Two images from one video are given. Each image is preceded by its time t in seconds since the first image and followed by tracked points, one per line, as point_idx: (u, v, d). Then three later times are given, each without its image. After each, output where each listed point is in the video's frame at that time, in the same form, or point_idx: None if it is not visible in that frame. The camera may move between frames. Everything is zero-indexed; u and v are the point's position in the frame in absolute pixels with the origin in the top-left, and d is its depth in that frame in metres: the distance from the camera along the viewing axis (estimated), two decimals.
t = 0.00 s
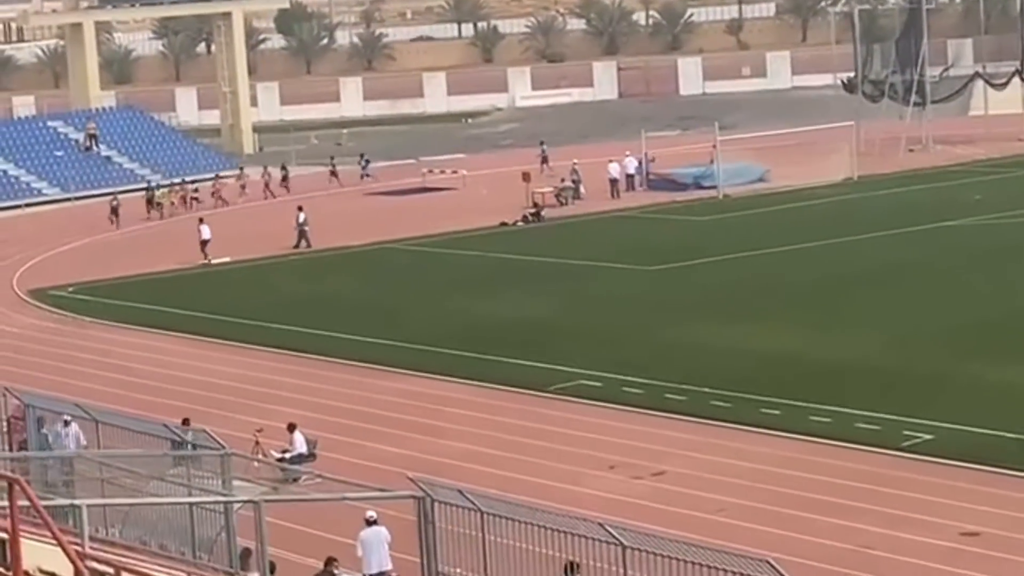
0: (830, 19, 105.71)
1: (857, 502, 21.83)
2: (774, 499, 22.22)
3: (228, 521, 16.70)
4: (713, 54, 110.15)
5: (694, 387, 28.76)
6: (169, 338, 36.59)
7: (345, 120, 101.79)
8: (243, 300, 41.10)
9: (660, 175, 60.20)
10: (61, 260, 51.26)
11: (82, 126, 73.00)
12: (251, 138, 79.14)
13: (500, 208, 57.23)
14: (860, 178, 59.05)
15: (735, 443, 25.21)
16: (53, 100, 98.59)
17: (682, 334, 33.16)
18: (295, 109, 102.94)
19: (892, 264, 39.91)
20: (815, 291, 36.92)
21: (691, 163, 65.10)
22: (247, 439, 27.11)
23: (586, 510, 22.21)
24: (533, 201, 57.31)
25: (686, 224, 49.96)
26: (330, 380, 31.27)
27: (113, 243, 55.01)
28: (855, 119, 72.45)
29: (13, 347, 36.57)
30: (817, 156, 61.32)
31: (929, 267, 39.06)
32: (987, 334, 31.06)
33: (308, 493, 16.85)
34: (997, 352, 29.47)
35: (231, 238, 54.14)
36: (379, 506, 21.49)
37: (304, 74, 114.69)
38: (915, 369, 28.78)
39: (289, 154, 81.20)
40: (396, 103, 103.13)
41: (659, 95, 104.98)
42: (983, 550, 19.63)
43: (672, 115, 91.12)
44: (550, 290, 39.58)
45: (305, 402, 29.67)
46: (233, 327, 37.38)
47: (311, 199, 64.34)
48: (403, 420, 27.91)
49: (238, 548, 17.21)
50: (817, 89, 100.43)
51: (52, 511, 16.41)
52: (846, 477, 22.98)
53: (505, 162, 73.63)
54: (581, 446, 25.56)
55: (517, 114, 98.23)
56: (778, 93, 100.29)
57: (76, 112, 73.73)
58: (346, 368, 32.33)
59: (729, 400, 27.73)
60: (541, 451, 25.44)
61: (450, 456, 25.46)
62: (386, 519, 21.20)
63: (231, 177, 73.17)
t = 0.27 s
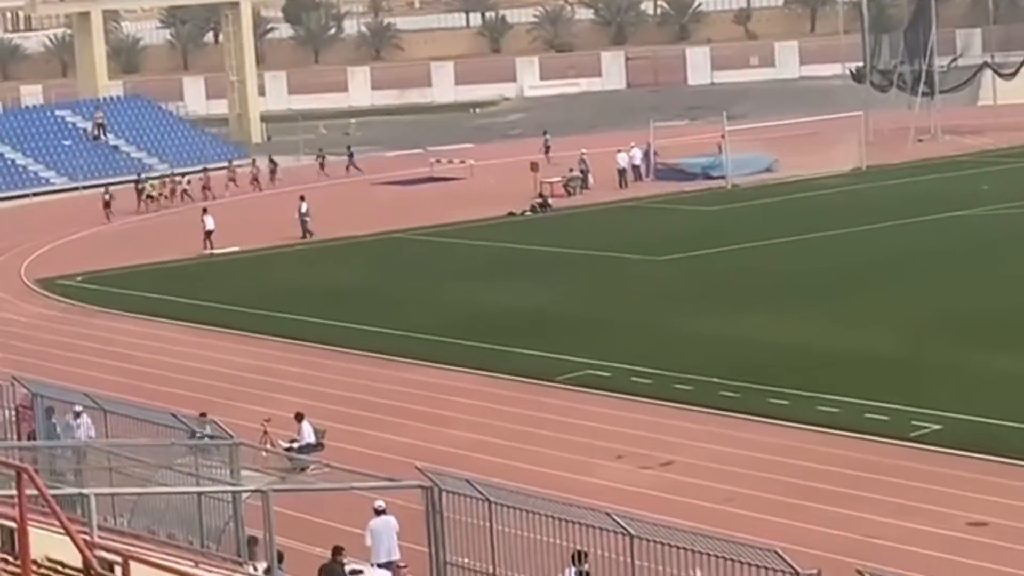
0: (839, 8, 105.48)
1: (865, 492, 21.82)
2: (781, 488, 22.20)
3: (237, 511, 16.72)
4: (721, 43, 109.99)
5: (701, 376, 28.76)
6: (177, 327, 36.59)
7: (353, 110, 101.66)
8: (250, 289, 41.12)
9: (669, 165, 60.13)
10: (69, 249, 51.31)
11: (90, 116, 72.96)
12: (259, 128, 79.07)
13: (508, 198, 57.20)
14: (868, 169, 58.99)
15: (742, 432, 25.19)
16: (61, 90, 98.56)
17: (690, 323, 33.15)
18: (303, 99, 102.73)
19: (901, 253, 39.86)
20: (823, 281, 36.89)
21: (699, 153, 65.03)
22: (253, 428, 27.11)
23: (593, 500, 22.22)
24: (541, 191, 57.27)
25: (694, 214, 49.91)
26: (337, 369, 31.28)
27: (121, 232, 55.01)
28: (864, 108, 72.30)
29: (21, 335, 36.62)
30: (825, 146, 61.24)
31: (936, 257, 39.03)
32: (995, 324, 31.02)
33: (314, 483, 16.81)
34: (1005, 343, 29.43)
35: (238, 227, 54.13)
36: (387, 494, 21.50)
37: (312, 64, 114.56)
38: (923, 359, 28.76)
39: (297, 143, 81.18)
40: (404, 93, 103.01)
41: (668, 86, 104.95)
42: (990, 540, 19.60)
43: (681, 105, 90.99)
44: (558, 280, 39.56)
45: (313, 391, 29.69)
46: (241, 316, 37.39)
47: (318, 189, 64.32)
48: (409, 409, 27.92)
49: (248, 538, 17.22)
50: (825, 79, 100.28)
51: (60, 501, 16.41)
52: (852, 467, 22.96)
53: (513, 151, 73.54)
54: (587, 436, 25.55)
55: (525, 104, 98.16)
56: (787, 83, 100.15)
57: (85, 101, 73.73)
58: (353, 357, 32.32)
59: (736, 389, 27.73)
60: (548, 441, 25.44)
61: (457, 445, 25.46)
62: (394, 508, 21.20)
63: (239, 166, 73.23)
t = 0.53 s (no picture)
0: None
1: (873, 481, 21.84)
2: (789, 478, 22.22)
3: (245, 500, 16.72)
4: (729, 33, 109.96)
5: (710, 366, 28.78)
6: (186, 316, 36.64)
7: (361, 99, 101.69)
8: (258, 278, 41.15)
9: (677, 155, 60.13)
10: (78, 238, 51.37)
11: (99, 105, 72.99)
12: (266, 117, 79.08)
13: (516, 187, 57.23)
14: (876, 159, 58.99)
15: (750, 422, 25.21)
16: (70, 78, 98.76)
17: (698, 313, 33.15)
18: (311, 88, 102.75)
19: (910, 243, 39.86)
20: (832, 272, 36.86)
21: (706, 143, 65.08)
22: (262, 417, 27.15)
23: (601, 489, 22.25)
24: (549, 180, 57.31)
25: (702, 203, 49.91)
26: (345, 359, 31.33)
27: (129, 221, 55.06)
28: (873, 97, 72.24)
29: (30, 325, 36.67)
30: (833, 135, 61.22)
31: (944, 247, 39.01)
32: (1003, 314, 31.01)
33: (321, 471, 16.83)
34: (1014, 333, 29.43)
35: (246, 217, 54.17)
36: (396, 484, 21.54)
37: (320, 53, 114.69)
38: (931, 349, 28.76)
39: (305, 133, 81.23)
40: (411, 82, 103.03)
41: (676, 75, 104.97)
42: (998, 530, 19.63)
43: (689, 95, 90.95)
44: (567, 269, 39.57)
45: (321, 380, 29.73)
46: (249, 305, 37.42)
47: (326, 179, 64.37)
48: (418, 398, 27.96)
49: (255, 526, 17.23)
50: (833, 68, 100.20)
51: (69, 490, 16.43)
52: (860, 457, 22.98)
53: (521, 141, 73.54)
54: (595, 426, 25.58)
55: (533, 93, 98.16)
56: (796, 73, 100.09)
57: (93, 91, 73.78)
58: (362, 346, 32.37)
59: (745, 379, 27.75)
60: (556, 430, 25.47)
61: (465, 435, 25.49)
62: (403, 497, 21.24)
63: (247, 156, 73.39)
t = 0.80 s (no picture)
0: None
1: (882, 473, 21.81)
2: (798, 469, 22.20)
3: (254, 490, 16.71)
4: (738, 23, 109.87)
5: (718, 357, 28.75)
6: (194, 307, 36.65)
7: (369, 89, 101.64)
8: (266, 268, 41.13)
9: (686, 146, 60.07)
10: (88, 228, 51.38)
11: (107, 95, 73.02)
12: (274, 107, 79.06)
13: (524, 178, 57.20)
14: (884, 149, 58.91)
15: (758, 413, 25.19)
16: (79, 68, 98.79)
17: (707, 304, 33.11)
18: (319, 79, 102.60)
19: (919, 235, 39.83)
20: (840, 263, 36.79)
21: (715, 133, 64.98)
22: (270, 408, 27.15)
23: (610, 480, 22.23)
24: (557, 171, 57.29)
25: (711, 194, 49.86)
26: (354, 349, 31.31)
27: (137, 212, 55.06)
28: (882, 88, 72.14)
29: (38, 315, 36.68)
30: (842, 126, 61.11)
31: (953, 238, 38.94)
32: (1011, 306, 30.96)
33: (330, 462, 16.82)
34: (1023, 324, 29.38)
35: (254, 207, 54.16)
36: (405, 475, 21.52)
37: (329, 43, 114.63)
38: (940, 340, 28.73)
39: (313, 123, 81.23)
40: (420, 73, 103.00)
41: (684, 66, 104.92)
42: (1008, 522, 19.60)
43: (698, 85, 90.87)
44: (575, 260, 39.52)
45: (329, 371, 29.72)
46: (257, 296, 37.41)
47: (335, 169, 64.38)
48: (426, 389, 27.95)
49: (263, 517, 17.21)
50: (842, 59, 100.08)
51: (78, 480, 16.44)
52: (869, 448, 22.96)
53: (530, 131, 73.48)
54: (604, 417, 25.56)
55: (541, 84, 98.10)
56: (805, 64, 99.98)
57: (102, 81, 73.83)
58: (370, 337, 32.36)
59: (754, 370, 27.72)
60: (565, 421, 25.45)
61: (473, 426, 25.48)
62: (411, 488, 21.24)
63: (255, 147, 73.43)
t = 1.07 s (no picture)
0: None
1: (890, 466, 21.83)
2: (806, 463, 22.22)
3: (262, 483, 16.75)
4: (747, 16, 109.75)
5: (726, 350, 28.77)
6: (202, 299, 36.70)
7: (377, 82, 101.52)
8: (275, 261, 41.17)
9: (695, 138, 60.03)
10: (97, 221, 51.40)
11: (116, 88, 73.09)
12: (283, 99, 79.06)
13: (532, 171, 57.21)
14: (892, 141, 58.88)
15: (766, 406, 25.21)
16: (87, 61, 98.74)
17: (715, 298, 33.11)
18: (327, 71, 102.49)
19: (924, 228, 39.89)
20: (848, 256, 36.77)
21: (723, 126, 64.92)
22: (278, 401, 27.19)
23: (618, 473, 22.25)
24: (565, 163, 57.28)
25: (719, 187, 49.89)
26: (363, 342, 31.35)
27: (145, 204, 55.10)
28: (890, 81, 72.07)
29: (47, 307, 36.71)
30: (850, 122, 61.05)
31: (962, 232, 38.91)
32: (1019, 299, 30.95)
33: (338, 454, 16.85)
34: None
35: (262, 199, 54.19)
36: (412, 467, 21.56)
37: (337, 36, 114.61)
38: (948, 332, 28.78)
39: (322, 115, 81.24)
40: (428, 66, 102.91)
41: (693, 59, 104.80)
42: (1015, 515, 19.62)
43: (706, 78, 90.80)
44: (584, 253, 39.52)
45: (337, 363, 29.77)
46: (266, 289, 37.43)
47: (343, 161, 64.41)
48: (434, 382, 27.98)
49: (272, 509, 17.26)
50: (851, 52, 99.93)
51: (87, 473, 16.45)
52: (876, 441, 22.97)
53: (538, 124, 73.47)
54: (612, 410, 25.58)
55: (550, 77, 98.02)
56: (814, 56, 99.84)
57: (110, 74, 73.90)
58: (378, 330, 32.40)
59: (762, 363, 27.76)
60: (573, 414, 25.47)
61: (481, 418, 25.51)
62: (418, 481, 21.27)
63: (263, 141, 73.50)
